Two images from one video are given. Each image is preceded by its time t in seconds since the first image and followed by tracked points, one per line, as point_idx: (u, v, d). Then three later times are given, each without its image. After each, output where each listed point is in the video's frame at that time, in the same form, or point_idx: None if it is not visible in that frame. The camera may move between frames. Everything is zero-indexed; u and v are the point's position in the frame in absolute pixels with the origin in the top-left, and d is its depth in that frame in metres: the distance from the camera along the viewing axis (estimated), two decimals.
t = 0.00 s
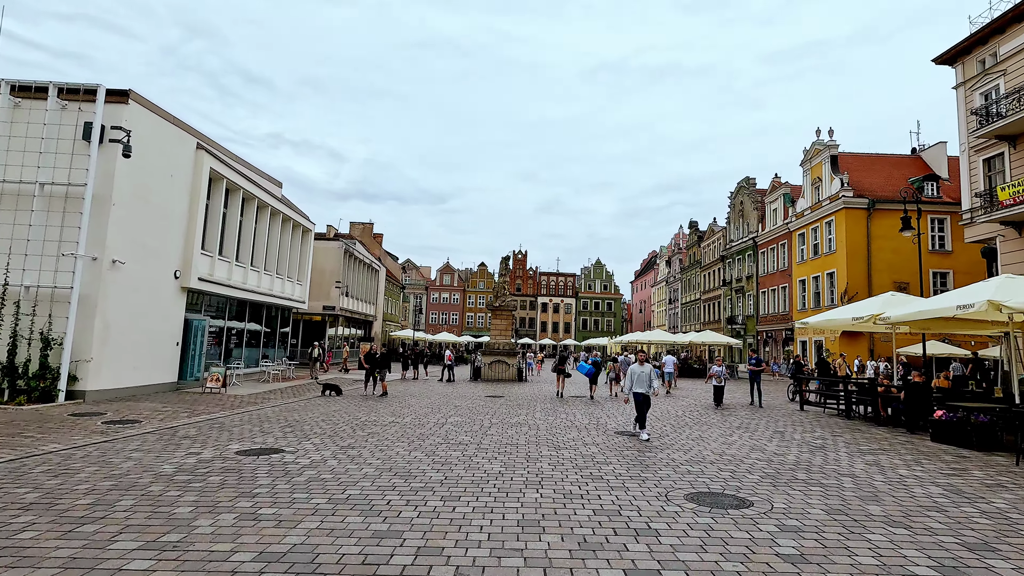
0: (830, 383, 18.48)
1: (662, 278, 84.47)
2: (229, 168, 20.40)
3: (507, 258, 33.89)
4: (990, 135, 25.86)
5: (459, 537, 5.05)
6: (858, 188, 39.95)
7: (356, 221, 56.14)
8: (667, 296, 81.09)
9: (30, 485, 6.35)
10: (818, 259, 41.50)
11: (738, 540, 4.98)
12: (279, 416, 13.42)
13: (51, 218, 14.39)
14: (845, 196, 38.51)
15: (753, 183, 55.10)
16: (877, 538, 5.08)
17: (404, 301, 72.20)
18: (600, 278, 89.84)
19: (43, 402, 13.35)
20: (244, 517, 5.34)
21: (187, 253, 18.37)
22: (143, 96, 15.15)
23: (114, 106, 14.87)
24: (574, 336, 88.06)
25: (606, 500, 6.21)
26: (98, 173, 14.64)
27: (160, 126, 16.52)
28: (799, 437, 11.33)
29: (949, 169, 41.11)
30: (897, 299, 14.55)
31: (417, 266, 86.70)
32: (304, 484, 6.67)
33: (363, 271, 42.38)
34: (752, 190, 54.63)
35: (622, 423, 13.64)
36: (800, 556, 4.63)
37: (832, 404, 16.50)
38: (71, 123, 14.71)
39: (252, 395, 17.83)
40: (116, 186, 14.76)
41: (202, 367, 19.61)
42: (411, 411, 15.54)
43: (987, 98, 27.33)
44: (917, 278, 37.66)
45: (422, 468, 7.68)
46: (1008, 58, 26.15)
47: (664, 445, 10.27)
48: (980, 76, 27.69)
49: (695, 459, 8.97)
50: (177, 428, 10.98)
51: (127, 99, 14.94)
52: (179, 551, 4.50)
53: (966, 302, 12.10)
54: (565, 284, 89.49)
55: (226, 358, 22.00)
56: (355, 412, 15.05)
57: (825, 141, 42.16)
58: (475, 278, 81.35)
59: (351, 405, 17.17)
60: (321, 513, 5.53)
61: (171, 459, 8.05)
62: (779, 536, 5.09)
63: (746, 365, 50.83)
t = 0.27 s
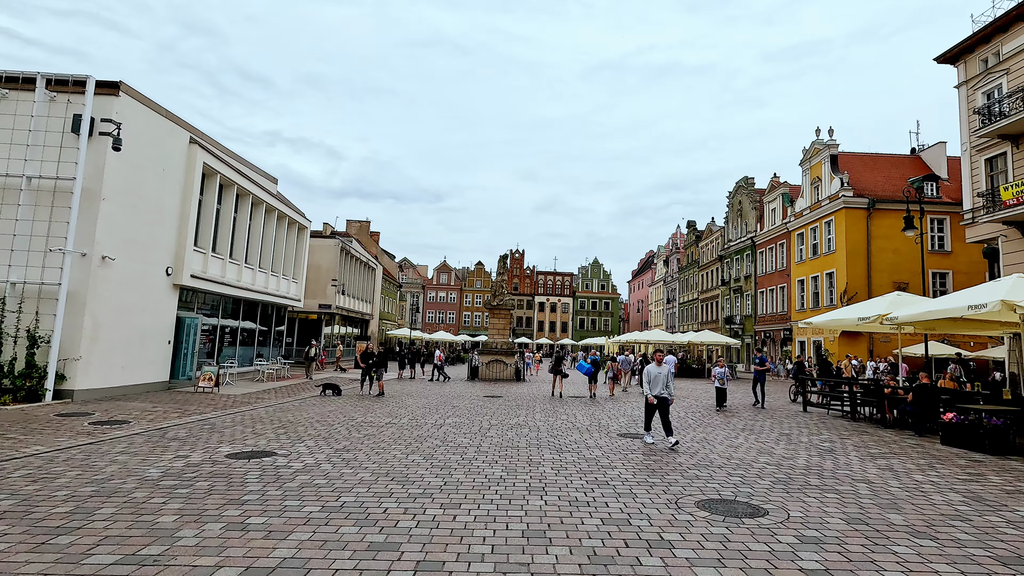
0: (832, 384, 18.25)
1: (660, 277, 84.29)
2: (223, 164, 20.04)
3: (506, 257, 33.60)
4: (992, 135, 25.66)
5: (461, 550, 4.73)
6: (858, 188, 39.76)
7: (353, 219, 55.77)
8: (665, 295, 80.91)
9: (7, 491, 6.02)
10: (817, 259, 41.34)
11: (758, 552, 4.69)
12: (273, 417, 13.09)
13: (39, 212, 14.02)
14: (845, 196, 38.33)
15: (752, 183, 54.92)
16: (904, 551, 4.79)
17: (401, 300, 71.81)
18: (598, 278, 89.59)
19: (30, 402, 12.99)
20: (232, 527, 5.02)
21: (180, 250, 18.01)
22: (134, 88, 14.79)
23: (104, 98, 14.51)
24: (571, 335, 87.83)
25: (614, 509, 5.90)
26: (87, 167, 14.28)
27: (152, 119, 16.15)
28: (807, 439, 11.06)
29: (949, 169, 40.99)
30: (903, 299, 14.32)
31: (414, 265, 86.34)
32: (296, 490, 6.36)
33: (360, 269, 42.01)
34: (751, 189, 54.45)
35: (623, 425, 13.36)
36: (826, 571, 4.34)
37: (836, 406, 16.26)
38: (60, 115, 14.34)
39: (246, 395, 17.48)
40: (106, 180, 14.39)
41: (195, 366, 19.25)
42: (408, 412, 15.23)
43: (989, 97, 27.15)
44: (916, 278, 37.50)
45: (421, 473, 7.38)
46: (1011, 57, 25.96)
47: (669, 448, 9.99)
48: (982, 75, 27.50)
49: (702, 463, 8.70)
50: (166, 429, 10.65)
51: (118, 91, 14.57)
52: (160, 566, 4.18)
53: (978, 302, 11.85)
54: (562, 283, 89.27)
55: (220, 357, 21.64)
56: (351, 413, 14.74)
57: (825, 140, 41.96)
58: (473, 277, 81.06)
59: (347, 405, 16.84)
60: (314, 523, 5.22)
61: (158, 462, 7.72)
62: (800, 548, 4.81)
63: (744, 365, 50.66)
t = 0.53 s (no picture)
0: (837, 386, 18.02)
1: (659, 279, 84.15)
2: (219, 162, 19.76)
3: (505, 257, 33.36)
4: (995, 135, 25.50)
5: (464, 560, 4.46)
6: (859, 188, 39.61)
7: (351, 220, 55.50)
8: (663, 297, 80.75)
9: None
10: (817, 260, 41.17)
11: (778, 563, 4.43)
12: (268, 419, 12.80)
13: (29, 209, 13.73)
14: (845, 197, 38.17)
15: (751, 184, 54.77)
16: (932, 560, 4.54)
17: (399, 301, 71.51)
18: (596, 279, 89.37)
19: (19, 403, 12.69)
20: (222, 535, 4.74)
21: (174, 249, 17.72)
22: (127, 83, 14.53)
23: (97, 93, 14.23)
24: (570, 336, 87.58)
25: (623, 516, 5.64)
26: (79, 163, 13.99)
27: (146, 115, 15.88)
28: (814, 442, 10.82)
29: (949, 171, 40.87)
30: (909, 299, 14.10)
31: (412, 266, 86.03)
32: (290, 496, 6.09)
33: (358, 270, 41.72)
34: (750, 191, 54.31)
35: (626, 427, 13.10)
36: None
37: (841, 407, 16.03)
38: (51, 110, 14.06)
39: (242, 396, 17.18)
40: (99, 177, 14.12)
41: (189, 367, 18.94)
42: (406, 414, 14.96)
43: (992, 97, 27.00)
44: (917, 279, 37.34)
45: (421, 477, 7.13)
46: (1013, 57, 25.81)
47: (674, 451, 9.72)
48: (984, 75, 27.37)
49: (709, 466, 8.44)
50: (158, 431, 10.35)
51: (111, 86, 14.30)
52: None
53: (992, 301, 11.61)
54: (560, 284, 89.06)
55: (215, 357, 21.34)
56: (348, 414, 14.46)
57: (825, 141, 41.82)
58: (471, 278, 80.79)
59: (344, 406, 16.55)
60: (309, 531, 4.95)
61: (147, 466, 7.43)
62: (822, 558, 4.55)
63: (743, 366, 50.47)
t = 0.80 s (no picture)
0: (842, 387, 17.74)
1: (657, 279, 83.95)
2: (214, 160, 19.42)
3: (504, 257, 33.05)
4: (998, 133, 25.27)
5: None
6: (859, 187, 39.41)
7: (348, 220, 55.17)
8: (662, 297, 80.56)
9: None
10: (818, 259, 40.94)
11: None
12: (263, 423, 12.47)
13: (17, 208, 13.38)
14: (846, 196, 37.94)
15: (750, 184, 54.57)
16: None
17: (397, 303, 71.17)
18: (595, 280, 89.13)
19: (6, 407, 12.35)
20: (207, 552, 4.42)
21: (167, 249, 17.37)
22: (118, 79, 14.20)
23: (87, 90, 13.90)
24: (568, 337, 87.29)
25: (635, 528, 5.32)
26: (69, 161, 13.66)
27: (137, 113, 15.56)
28: (824, 446, 10.53)
29: (950, 170, 40.69)
30: (918, 298, 13.84)
31: (410, 267, 85.66)
32: (283, 507, 5.76)
33: (355, 271, 41.36)
34: (749, 190, 54.10)
35: (630, 431, 12.79)
36: None
37: (848, 409, 15.76)
38: (40, 107, 13.73)
39: (237, 399, 16.83)
40: (89, 175, 13.79)
41: (183, 370, 18.58)
42: (405, 417, 14.64)
43: (994, 95, 26.80)
44: (919, 279, 37.12)
45: (420, 486, 6.82)
46: (1016, 54, 25.59)
47: (682, 455, 9.41)
48: (987, 73, 27.17)
49: (722, 472, 8.09)
50: (148, 436, 10.01)
51: (101, 83, 13.97)
52: None
53: (1003, 299, 11.36)
54: (559, 285, 88.82)
55: (210, 360, 21.00)
56: (346, 418, 14.14)
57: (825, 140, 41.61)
58: (469, 279, 80.48)
59: (342, 410, 16.21)
60: (301, 546, 4.63)
61: (134, 474, 7.09)
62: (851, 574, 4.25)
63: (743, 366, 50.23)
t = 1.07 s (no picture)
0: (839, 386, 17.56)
1: (652, 280, 83.93)
2: (202, 156, 19.02)
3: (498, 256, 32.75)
4: (993, 132, 25.23)
5: None
6: (854, 187, 39.38)
7: (341, 220, 54.75)
8: (656, 298, 80.46)
9: None
10: (813, 259, 40.89)
11: None
12: (250, 424, 12.12)
13: None
14: (841, 196, 37.88)
15: (745, 184, 54.52)
16: None
17: (390, 303, 70.70)
18: (589, 280, 88.95)
19: None
20: (177, 563, 4.10)
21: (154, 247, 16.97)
22: (101, 70, 13.84)
23: (69, 81, 13.53)
24: (563, 338, 87.11)
25: (635, 535, 5.04)
26: (50, 154, 13.30)
27: (121, 106, 15.18)
28: (826, 446, 10.31)
29: (944, 170, 40.73)
30: (918, 296, 13.65)
31: (404, 267, 85.22)
32: (264, 512, 5.45)
33: (348, 270, 40.93)
34: (744, 190, 54.04)
35: (627, 431, 12.52)
36: None
37: (846, 409, 15.58)
38: (19, 99, 13.34)
39: (225, 400, 16.46)
40: (70, 169, 13.41)
41: (170, 370, 18.16)
42: (397, 418, 14.32)
43: (989, 94, 26.74)
44: (913, 279, 37.13)
45: (410, 490, 6.53)
46: (1011, 53, 25.57)
47: (681, 457, 9.14)
48: (982, 72, 27.13)
49: (724, 474, 7.82)
50: (128, 438, 9.65)
51: (84, 74, 13.60)
52: None
53: (1005, 297, 11.19)
54: (553, 285, 88.64)
55: (199, 360, 20.59)
56: (336, 419, 13.81)
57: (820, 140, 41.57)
58: (463, 279, 80.14)
59: (332, 410, 15.87)
60: (279, 556, 4.32)
61: (108, 478, 6.75)
62: None
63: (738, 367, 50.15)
